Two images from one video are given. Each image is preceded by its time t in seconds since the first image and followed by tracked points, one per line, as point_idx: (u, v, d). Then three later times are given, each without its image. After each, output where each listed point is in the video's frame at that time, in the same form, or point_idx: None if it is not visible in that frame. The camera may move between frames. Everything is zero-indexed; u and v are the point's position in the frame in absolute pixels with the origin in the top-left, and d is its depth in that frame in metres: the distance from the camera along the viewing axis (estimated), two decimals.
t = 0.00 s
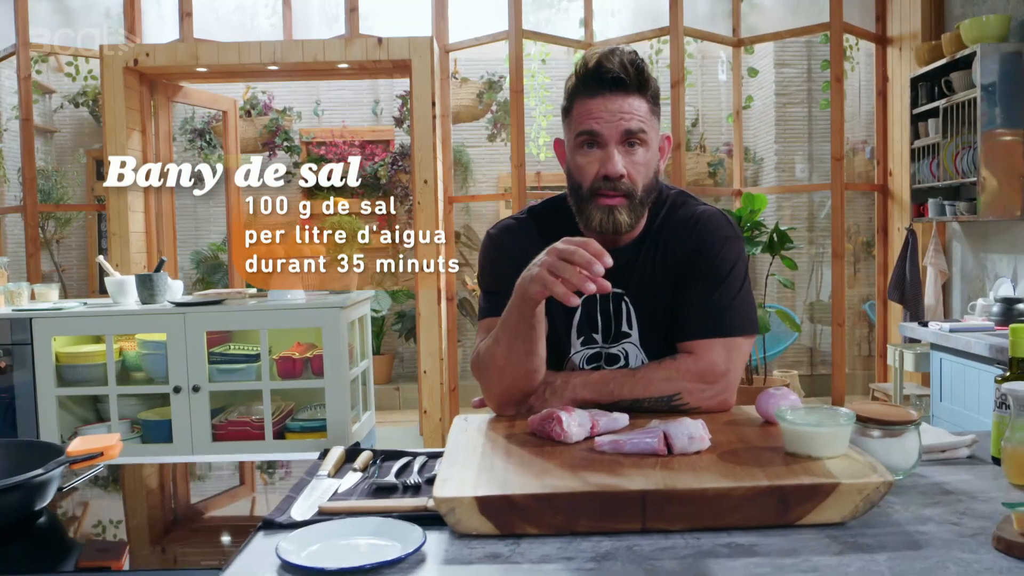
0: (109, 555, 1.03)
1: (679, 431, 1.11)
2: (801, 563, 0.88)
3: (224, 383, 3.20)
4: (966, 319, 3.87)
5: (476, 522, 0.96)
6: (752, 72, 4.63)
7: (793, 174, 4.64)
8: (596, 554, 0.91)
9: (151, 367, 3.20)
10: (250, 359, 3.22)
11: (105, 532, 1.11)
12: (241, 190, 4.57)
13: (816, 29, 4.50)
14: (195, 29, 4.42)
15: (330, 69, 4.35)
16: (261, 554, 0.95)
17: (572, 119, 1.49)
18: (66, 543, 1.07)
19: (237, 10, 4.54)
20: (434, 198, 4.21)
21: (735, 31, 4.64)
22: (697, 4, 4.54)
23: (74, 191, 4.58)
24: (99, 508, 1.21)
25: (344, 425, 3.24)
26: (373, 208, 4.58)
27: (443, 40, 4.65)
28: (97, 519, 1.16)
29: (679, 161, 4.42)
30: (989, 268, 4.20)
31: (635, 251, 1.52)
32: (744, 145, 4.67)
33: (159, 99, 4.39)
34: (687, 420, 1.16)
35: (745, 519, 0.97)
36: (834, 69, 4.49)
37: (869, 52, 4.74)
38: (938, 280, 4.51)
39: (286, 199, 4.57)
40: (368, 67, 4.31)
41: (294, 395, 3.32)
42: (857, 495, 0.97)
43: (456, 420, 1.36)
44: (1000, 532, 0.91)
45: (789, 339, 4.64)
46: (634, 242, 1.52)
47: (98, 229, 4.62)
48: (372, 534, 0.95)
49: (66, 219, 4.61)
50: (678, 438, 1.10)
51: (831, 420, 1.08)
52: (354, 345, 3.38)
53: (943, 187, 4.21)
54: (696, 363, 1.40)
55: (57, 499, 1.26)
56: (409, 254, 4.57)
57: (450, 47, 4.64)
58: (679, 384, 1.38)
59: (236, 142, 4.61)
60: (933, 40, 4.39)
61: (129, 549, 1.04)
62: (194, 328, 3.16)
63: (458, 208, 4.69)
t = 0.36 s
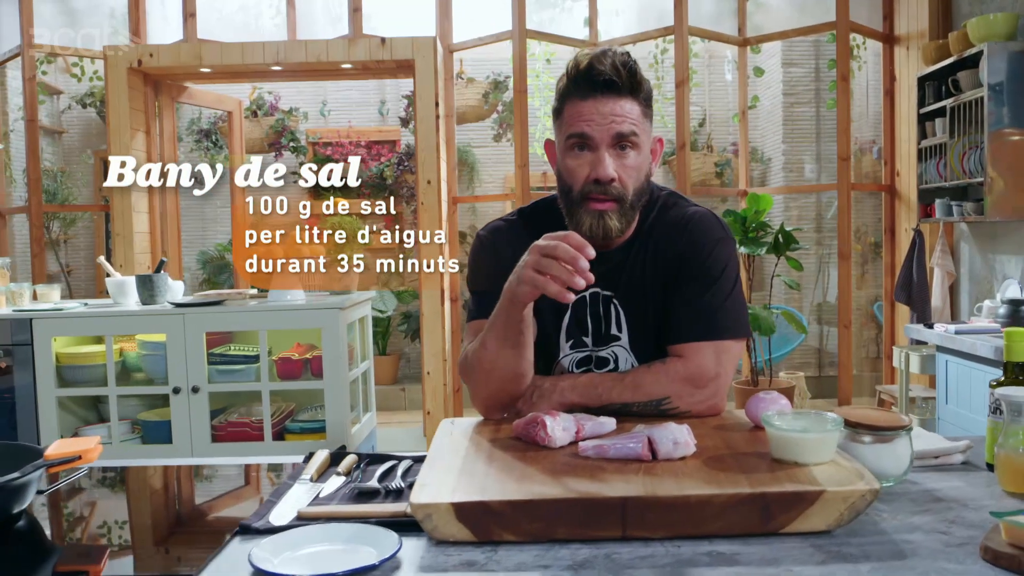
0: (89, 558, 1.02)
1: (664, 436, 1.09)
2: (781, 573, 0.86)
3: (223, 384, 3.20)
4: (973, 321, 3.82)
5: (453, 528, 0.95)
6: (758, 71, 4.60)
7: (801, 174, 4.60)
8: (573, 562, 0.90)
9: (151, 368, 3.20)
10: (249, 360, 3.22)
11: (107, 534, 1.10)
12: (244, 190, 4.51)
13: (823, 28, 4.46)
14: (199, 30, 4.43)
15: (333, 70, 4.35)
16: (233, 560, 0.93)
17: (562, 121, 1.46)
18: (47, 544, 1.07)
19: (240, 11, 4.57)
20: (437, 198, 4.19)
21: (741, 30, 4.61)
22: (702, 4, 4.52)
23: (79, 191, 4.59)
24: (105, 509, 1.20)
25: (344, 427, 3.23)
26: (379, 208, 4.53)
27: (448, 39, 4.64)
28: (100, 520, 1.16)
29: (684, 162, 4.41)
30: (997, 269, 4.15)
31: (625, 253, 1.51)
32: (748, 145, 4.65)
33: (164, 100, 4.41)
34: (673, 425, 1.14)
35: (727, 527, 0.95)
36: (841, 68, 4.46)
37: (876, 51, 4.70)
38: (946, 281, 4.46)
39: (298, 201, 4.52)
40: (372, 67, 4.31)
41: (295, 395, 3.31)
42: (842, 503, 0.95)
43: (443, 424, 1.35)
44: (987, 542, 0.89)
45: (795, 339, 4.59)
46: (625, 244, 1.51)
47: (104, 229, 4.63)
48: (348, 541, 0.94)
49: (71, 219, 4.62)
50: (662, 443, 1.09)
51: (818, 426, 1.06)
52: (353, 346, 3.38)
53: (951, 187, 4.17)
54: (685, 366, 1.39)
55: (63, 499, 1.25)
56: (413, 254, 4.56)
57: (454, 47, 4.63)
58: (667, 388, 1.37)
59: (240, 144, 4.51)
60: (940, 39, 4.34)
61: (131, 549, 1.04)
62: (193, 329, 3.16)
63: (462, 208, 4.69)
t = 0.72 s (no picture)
0: (79, 558, 1.02)
1: (653, 439, 1.08)
2: None
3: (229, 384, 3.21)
4: (985, 322, 3.78)
5: (437, 532, 0.94)
6: (769, 70, 4.57)
7: (814, 174, 4.56)
8: (556, 567, 0.89)
9: (157, 368, 3.21)
10: (254, 360, 3.23)
11: (117, 533, 1.11)
12: (251, 190, 4.54)
13: (834, 27, 4.42)
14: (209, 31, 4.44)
15: (342, 70, 4.35)
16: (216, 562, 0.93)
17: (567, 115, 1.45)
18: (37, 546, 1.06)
19: (249, 12, 4.58)
20: (445, 198, 4.19)
21: (751, 29, 4.58)
22: (712, 3, 4.49)
23: (90, 191, 4.58)
24: (117, 508, 1.22)
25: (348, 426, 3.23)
26: (387, 210, 4.51)
27: (456, 39, 4.64)
28: (112, 519, 1.17)
29: (694, 162, 4.38)
30: (1010, 270, 4.09)
31: (621, 252, 1.50)
32: (758, 144, 4.63)
33: (174, 100, 4.44)
34: (663, 428, 1.13)
35: (713, 532, 0.94)
36: (852, 66, 4.42)
37: (888, 50, 4.66)
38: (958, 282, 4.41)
39: (305, 200, 4.54)
40: (380, 67, 4.31)
41: (301, 395, 3.30)
42: (831, 508, 0.93)
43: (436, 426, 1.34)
44: (978, 549, 0.87)
45: (807, 340, 4.59)
46: (621, 244, 1.51)
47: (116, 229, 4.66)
48: (332, 544, 0.93)
49: (82, 219, 4.64)
50: (651, 446, 1.08)
51: (810, 430, 1.05)
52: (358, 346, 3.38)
53: (963, 186, 4.13)
54: (680, 368, 1.38)
55: (75, 498, 1.28)
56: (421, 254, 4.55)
57: (463, 47, 4.63)
58: (661, 389, 1.35)
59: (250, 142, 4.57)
60: (953, 37, 4.29)
61: (140, 549, 1.05)
62: (199, 328, 3.17)
63: (471, 209, 4.69)
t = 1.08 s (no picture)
0: (72, 557, 1.03)
1: (644, 442, 1.07)
2: None
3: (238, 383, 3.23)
4: (1001, 324, 3.72)
5: (423, 534, 0.93)
6: (783, 69, 4.54)
7: (830, 174, 4.53)
8: (540, 571, 0.88)
9: (167, 367, 3.25)
10: (264, 360, 3.25)
11: (133, 531, 1.14)
12: (265, 190, 4.57)
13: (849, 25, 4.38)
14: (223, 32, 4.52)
15: (355, 70, 4.36)
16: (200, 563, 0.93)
17: (558, 124, 1.44)
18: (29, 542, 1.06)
19: (262, 13, 4.60)
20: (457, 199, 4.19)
21: (766, 27, 4.55)
22: (725, 1, 4.46)
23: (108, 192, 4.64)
24: (135, 505, 1.25)
25: (356, 426, 3.23)
26: (404, 214, 4.45)
27: (469, 39, 4.65)
28: (128, 517, 1.20)
29: (707, 161, 4.36)
30: None
31: (616, 254, 1.51)
32: (773, 144, 4.60)
33: (189, 101, 4.48)
34: (655, 430, 1.12)
35: (700, 537, 0.93)
36: (867, 65, 4.37)
37: (905, 48, 4.60)
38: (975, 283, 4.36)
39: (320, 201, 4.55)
40: (394, 67, 4.32)
41: (311, 395, 3.34)
42: (821, 513, 0.92)
43: (431, 427, 1.34)
44: (970, 556, 0.86)
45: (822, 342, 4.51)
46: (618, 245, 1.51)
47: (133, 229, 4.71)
48: (317, 546, 0.92)
49: (99, 219, 4.68)
50: (643, 449, 1.07)
51: (802, 433, 1.04)
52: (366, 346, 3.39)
53: (979, 186, 4.08)
54: (677, 370, 1.38)
55: (93, 497, 1.30)
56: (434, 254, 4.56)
57: (476, 47, 4.63)
58: (658, 392, 1.35)
59: (265, 143, 4.60)
60: (970, 35, 4.24)
61: (154, 548, 1.07)
62: (209, 328, 3.20)
63: (483, 209, 4.69)
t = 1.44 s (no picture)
0: (70, 553, 1.01)
1: (638, 443, 1.06)
2: None
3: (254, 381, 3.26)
4: None
5: (412, 535, 0.94)
6: (805, 68, 4.50)
7: (855, 173, 4.46)
8: (527, 573, 0.88)
9: (184, 366, 3.28)
10: (279, 359, 3.27)
11: (157, 528, 1.11)
12: (288, 190, 4.59)
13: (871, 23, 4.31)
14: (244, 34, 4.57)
15: (374, 70, 4.38)
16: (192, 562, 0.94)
17: (558, 136, 1.46)
18: (30, 538, 1.07)
19: (283, 13, 4.63)
20: (475, 199, 4.19)
21: (787, 26, 4.50)
22: None
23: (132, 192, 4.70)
24: (158, 502, 1.21)
25: (370, 425, 3.25)
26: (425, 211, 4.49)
27: (488, 39, 4.66)
28: (151, 514, 1.16)
29: (727, 160, 4.32)
30: None
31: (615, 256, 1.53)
32: (795, 142, 4.55)
33: (211, 102, 4.53)
34: (650, 432, 1.11)
35: (691, 541, 0.92)
36: (890, 62, 4.31)
37: (929, 45, 4.53)
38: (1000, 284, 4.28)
39: (345, 200, 4.57)
40: (413, 68, 4.34)
41: (327, 393, 3.35)
42: (813, 518, 0.91)
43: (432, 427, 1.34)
44: (963, 563, 0.84)
45: (844, 343, 4.48)
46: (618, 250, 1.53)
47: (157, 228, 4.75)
48: (307, 545, 0.92)
49: (121, 219, 4.72)
50: (637, 451, 1.06)
51: (797, 436, 1.02)
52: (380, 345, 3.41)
53: (1004, 185, 4.01)
54: (676, 372, 1.38)
55: (118, 493, 1.26)
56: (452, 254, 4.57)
57: (495, 46, 4.64)
58: (656, 394, 1.36)
59: (286, 143, 4.62)
60: (996, 32, 4.16)
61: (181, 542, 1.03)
62: (225, 327, 3.23)
63: (502, 208, 4.69)
